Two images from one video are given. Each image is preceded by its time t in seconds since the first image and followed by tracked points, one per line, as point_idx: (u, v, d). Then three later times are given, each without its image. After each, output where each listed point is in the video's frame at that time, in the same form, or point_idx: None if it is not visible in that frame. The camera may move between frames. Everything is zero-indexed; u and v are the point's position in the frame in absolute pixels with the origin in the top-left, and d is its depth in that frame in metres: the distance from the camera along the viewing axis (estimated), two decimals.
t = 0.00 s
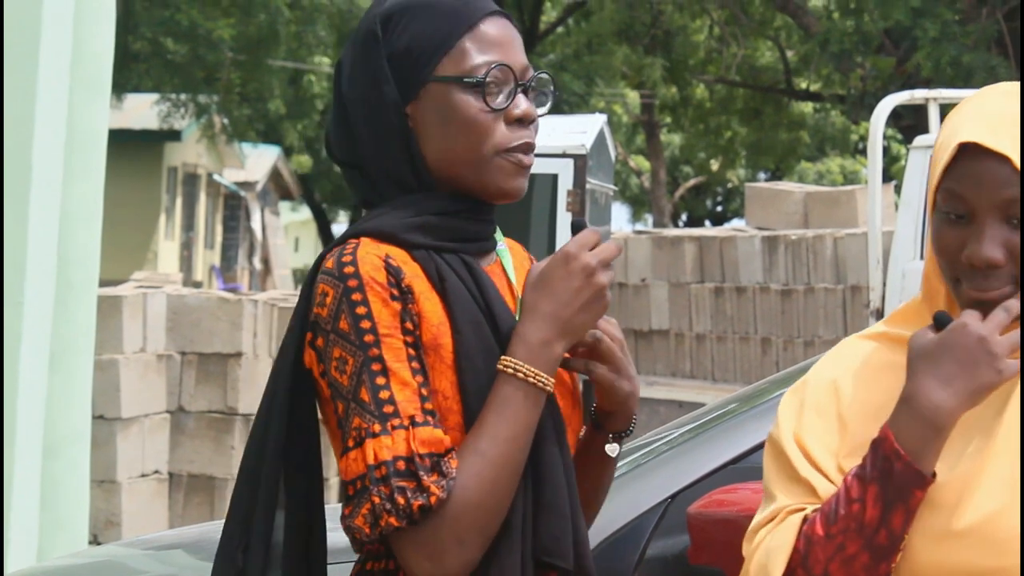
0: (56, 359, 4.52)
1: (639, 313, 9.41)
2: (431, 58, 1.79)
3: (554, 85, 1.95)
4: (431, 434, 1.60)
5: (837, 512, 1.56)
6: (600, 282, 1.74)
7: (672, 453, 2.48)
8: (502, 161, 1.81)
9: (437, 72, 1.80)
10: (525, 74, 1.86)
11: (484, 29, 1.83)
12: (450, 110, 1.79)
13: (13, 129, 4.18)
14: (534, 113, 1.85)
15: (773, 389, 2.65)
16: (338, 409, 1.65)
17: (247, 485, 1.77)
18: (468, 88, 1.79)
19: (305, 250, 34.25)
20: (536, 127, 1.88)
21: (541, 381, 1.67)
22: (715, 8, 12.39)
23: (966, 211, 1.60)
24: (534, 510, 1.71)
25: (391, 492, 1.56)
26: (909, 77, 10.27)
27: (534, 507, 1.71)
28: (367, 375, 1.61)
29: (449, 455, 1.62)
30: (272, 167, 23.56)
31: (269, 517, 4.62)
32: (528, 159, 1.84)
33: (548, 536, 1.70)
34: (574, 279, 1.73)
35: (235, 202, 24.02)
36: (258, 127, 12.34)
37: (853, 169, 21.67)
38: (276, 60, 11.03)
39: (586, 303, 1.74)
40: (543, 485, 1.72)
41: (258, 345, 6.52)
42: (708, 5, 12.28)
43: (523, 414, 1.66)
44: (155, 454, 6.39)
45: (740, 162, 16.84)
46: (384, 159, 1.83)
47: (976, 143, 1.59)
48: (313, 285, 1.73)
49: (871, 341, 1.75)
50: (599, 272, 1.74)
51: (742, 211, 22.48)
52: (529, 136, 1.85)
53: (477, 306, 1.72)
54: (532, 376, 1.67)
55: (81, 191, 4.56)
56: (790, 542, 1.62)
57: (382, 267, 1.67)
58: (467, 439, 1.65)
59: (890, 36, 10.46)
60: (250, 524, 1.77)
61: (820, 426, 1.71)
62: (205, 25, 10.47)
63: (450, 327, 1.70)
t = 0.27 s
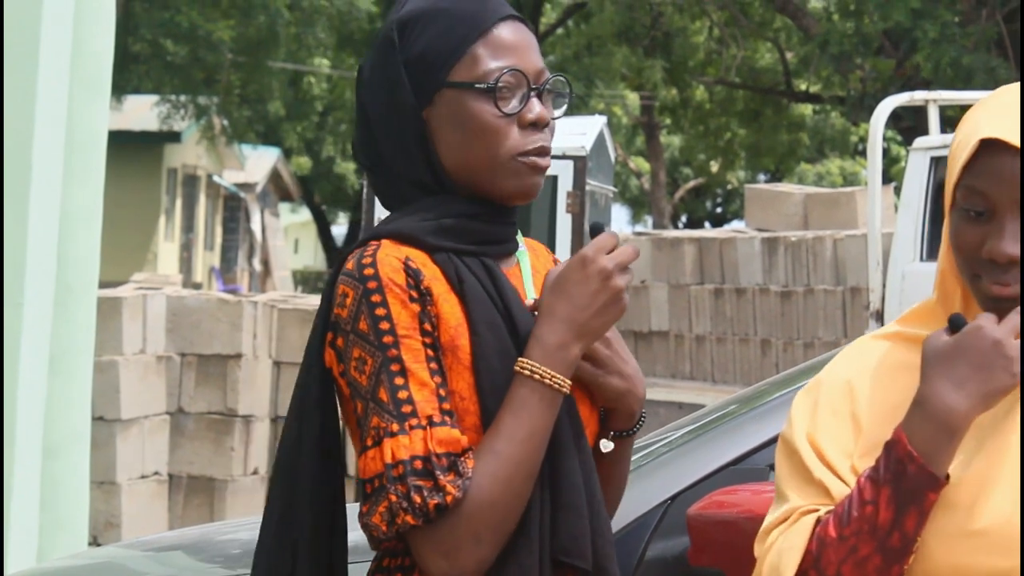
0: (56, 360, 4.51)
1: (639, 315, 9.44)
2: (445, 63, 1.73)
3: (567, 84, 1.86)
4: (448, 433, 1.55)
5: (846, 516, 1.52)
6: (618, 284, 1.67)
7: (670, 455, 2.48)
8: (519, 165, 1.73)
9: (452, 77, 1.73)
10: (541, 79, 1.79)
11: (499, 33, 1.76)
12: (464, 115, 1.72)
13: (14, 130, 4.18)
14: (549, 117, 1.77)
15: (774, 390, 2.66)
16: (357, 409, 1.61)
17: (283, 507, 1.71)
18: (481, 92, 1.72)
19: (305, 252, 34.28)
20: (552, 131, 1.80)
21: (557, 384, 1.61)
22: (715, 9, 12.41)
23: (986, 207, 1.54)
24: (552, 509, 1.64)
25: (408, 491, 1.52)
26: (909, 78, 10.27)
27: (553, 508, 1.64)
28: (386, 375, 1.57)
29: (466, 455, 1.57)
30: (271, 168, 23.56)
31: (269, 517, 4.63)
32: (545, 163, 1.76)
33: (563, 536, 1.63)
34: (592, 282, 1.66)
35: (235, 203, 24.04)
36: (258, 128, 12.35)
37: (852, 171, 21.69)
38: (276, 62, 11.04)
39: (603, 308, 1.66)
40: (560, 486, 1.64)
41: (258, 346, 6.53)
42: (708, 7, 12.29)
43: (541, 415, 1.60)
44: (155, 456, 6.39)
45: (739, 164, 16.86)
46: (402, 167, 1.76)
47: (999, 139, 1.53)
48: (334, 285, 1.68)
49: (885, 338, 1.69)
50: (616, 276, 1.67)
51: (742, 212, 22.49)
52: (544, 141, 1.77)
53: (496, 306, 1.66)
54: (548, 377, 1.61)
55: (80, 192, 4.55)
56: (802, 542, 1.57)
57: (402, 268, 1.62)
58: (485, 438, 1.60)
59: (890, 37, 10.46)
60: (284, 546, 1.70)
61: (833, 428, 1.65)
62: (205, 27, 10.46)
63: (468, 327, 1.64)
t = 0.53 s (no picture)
0: (56, 361, 4.51)
1: (639, 316, 9.48)
2: (458, 68, 1.68)
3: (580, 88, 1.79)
4: (456, 430, 1.52)
5: (845, 558, 1.47)
6: (626, 286, 1.63)
7: (670, 456, 2.46)
8: (530, 172, 1.67)
9: (464, 83, 1.68)
10: (556, 83, 1.73)
11: (515, 38, 1.70)
12: (475, 122, 1.67)
13: (14, 131, 4.18)
14: (564, 123, 1.70)
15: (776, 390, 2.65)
16: (368, 405, 1.58)
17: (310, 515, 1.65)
18: (490, 99, 1.67)
19: (305, 253, 34.30)
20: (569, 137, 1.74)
21: (564, 382, 1.57)
22: (714, 10, 12.43)
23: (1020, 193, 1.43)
24: (561, 506, 1.61)
25: (413, 485, 1.49)
26: (909, 79, 10.28)
27: (563, 507, 1.61)
28: (396, 371, 1.54)
29: (473, 451, 1.53)
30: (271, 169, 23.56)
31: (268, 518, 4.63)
32: (559, 170, 1.70)
33: (571, 535, 1.60)
34: (598, 283, 1.62)
35: (234, 204, 24.05)
36: (257, 129, 12.36)
37: (852, 172, 21.70)
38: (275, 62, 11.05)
39: (613, 308, 1.62)
40: (571, 483, 1.61)
41: (258, 347, 6.53)
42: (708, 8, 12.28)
43: (550, 412, 1.56)
44: (155, 456, 6.38)
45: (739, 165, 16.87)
46: (417, 172, 1.72)
47: None
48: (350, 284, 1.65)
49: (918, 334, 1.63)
50: (625, 277, 1.63)
51: (741, 213, 22.51)
52: (559, 145, 1.70)
53: (509, 304, 1.63)
54: (555, 375, 1.57)
55: (80, 194, 4.56)
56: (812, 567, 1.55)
57: (414, 266, 1.59)
58: (493, 435, 1.56)
59: (890, 38, 10.47)
60: (302, 548, 1.66)
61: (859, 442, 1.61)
62: (205, 28, 10.46)
63: (482, 327, 1.60)
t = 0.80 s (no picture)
0: (56, 361, 4.51)
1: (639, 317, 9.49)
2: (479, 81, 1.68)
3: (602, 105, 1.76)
4: (450, 428, 1.51)
5: None
6: (623, 287, 1.61)
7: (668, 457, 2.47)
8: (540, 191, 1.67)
9: (483, 98, 1.68)
10: (578, 103, 1.71)
11: (539, 55, 1.69)
12: (489, 140, 1.68)
13: (14, 131, 4.18)
14: (580, 145, 1.69)
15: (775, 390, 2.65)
16: (368, 404, 1.58)
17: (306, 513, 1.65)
18: (504, 118, 1.67)
19: (304, 253, 34.29)
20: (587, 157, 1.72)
21: (558, 382, 1.56)
22: (714, 10, 12.44)
23: None
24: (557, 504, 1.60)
25: (405, 482, 1.49)
26: (909, 80, 10.28)
27: (559, 507, 1.60)
28: (393, 369, 1.54)
29: (467, 449, 1.53)
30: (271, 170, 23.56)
31: (269, 517, 4.64)
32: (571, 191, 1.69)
33: (566, 533, 1.59)
34: (595, 285, 1.60)
35: (234, 205, 24.04)
36: (257, 129, 12.36)
37: (852, 173, 21.70)
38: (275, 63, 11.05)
39: (608, 310, 1.61)
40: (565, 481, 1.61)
41: (258, 348, 6.53)
42: (707, 8, 12.29)
43: (545, 412, 1.55)
44: (154, 457, 6.38)
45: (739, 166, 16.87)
46: (433, 177, 1.73)
47: None
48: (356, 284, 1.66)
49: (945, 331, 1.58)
50: (622, 279, 1.61)
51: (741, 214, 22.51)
52: (572, 167, 1.69)
53: (509, 306, 1.63)
54: (550, 375, 1.56)
55: (80, 194, 4.55)
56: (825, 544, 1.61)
57: (416, 268, 1.59)
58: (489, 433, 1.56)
59: (890, 39, 10.47)
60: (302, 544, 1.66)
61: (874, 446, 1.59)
62: (205, 28, 10.46)
63: (483, 327, 1.60)
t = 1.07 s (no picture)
0: (56, 362, 4.51)
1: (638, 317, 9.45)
2: (486, 77, 1.68)
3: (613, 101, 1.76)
4: (459, 427, 1.51)
5: None
6: (631, 288, 1.60)
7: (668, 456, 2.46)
8: (549, 185, 1.67)
9: (489, 94, 1.69)
10: (584, 97, 1.71)
11: (544, 50, 1.69)
12: (498, 136, 1.68)
13: (14, 131, 4.18)
14: (588, 138, 1.69)
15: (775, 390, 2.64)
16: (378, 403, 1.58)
17: (309, 511, 1.65)
18: (512, 112, 1.67)
19: (304, 253, 34.30)
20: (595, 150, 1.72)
21: (566, 382, 1.56)
22: (714, 11, 12.45)
23: None
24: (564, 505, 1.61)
25: (414, 481, 1.49)
26: (909, 81, 10.28)
27: (565, 505, 1.61)
28: (403, 369, 1.54)
29: (475, 449, 1.53)
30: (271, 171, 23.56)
31: (269, 517, 4.65)
32: (580, 183, 1.69)
33: (571, 534, 1.59)
34: (602, 285, 1.60)
35: (234, 205, 24.04)
36: (257, 130, 12.36)
37: (852, 173, 21.71)
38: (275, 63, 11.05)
39: (615, 310, 1.60)
40: (570, 481, 1.61)
41: (257, 348, 6.52)
42: (707, 8, 12.30)
43: (554, 413, 1.55)
44: (154, 457, 6.38)
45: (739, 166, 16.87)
46: (442, 178, 1.73)
47: None
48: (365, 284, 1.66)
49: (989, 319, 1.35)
50: (629, 280, 1.60)
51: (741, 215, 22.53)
52: (580, 160, 1.69)
53: (519, 305, 1.63)
54: (558, 375, 1.56)
55: (79, 194, 4.55)
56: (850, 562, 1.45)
57: (425, 268, 1.59)
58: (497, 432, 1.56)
59: (889, 39, 10.48)
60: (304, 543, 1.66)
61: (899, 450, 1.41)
62: (205, 29, 10.45)
63: (492, 327, 1.60)
